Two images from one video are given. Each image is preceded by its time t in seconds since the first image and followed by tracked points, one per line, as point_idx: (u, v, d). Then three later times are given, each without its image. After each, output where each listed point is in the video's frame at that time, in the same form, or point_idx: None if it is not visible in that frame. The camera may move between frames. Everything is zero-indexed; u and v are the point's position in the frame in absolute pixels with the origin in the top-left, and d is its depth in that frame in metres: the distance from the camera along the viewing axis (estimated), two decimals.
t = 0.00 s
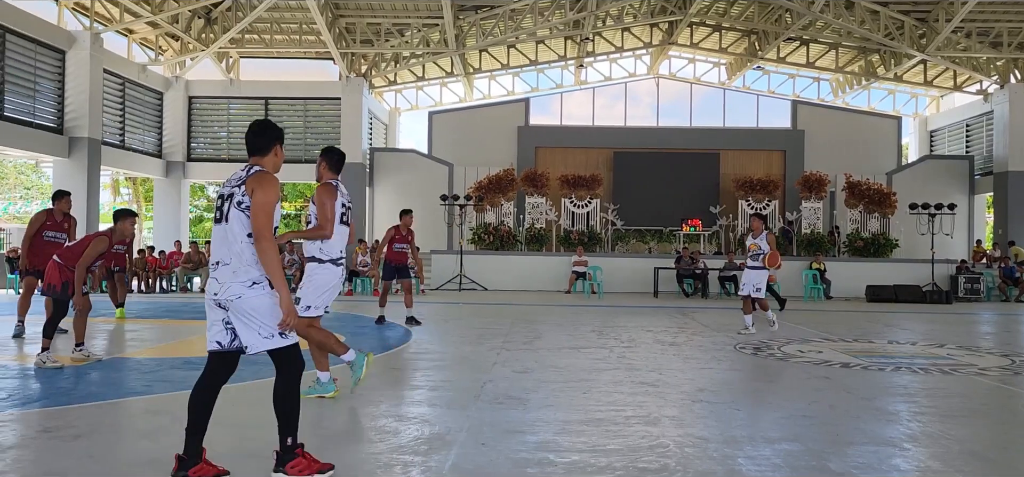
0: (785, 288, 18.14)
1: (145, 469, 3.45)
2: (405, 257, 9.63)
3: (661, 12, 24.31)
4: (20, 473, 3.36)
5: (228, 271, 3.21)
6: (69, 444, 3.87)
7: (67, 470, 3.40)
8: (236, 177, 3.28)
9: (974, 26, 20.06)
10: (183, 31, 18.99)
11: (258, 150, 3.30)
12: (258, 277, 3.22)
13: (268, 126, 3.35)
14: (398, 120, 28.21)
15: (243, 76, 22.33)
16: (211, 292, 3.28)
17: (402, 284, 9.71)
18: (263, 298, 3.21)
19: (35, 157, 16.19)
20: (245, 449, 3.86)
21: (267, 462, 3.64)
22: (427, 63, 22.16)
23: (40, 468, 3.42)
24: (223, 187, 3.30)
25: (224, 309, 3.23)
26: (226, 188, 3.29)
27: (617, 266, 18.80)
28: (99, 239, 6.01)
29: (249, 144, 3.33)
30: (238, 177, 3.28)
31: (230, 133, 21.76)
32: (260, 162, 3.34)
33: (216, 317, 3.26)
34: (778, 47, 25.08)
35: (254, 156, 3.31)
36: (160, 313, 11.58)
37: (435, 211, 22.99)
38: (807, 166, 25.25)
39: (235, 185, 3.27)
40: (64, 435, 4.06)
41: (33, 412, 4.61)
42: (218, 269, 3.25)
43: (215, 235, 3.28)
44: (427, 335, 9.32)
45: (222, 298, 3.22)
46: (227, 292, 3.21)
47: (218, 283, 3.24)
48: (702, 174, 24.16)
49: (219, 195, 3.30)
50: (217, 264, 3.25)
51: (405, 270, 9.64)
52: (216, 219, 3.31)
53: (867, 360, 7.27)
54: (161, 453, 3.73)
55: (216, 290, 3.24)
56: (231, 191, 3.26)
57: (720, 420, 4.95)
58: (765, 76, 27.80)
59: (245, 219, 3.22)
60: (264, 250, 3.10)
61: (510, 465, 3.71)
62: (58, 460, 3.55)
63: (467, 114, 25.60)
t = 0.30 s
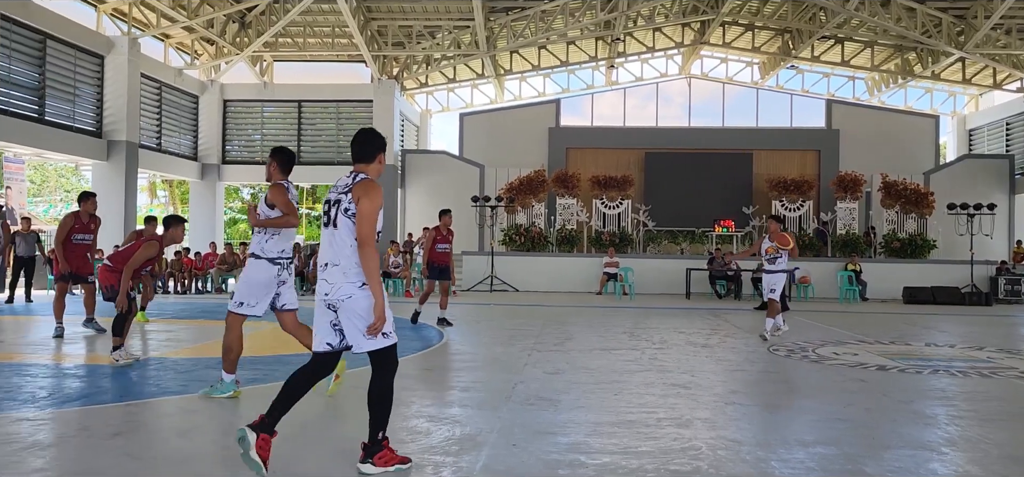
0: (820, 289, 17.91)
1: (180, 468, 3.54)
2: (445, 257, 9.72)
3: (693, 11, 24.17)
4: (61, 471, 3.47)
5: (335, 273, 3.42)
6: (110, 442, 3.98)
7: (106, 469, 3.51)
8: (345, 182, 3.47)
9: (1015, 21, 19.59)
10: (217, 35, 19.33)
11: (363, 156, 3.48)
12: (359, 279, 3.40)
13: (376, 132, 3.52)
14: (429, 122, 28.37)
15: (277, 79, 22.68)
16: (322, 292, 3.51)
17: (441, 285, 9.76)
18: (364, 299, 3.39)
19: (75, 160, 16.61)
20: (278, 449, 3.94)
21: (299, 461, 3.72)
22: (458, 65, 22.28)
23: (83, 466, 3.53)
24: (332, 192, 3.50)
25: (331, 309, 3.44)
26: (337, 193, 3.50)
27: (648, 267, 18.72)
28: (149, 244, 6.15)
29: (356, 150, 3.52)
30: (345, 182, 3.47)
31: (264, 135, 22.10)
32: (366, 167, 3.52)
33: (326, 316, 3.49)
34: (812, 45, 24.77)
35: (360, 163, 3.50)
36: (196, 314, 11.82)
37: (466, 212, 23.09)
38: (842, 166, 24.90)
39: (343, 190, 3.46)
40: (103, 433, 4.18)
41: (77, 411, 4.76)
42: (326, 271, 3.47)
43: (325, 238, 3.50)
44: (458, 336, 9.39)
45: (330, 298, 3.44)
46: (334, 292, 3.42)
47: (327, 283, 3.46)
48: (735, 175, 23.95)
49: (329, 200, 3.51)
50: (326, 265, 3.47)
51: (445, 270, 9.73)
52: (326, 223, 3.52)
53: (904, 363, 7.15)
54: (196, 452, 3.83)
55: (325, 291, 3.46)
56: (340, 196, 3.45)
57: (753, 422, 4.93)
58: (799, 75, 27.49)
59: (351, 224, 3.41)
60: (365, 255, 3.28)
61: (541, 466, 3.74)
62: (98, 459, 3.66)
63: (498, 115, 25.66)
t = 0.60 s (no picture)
0: (856, 291, 17.69)
1: (215, 466, 3.64)
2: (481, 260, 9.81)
3: (726, 10, 24.00)
4: (102, 468, 3.59)
5: (419, 269, 3.54)
6: (151, 440, 4.10)
7: (144, 466, 3.62)
8: (427, 182, 3.62)
9: None
10: (252, 39, 19.68)
11: (444, 158, 3.65)
12: (449, 275, 3.55)
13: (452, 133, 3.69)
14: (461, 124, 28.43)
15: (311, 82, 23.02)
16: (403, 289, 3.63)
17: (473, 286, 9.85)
18: (449, 294, 3.53)
19: (114, 164, 17.02)
20: (310, 449, 4.02)
21: (329, 461, 3.79)
22: (489, 67, 22.40)
23: (126, 464, 3.65)
24: (413, 192, 3.64)
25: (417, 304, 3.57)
26: (418, 193, 3.64)
27: (681, 269, 18.62)
28: (195, 255, 6.25)
29: (434, 151, 3.68)
30: (428, 183, 3.61)
31: (297, 138, 22.40)
32: (442, 167, 3.69)
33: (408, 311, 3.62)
34: (848, 44, 24.39)
35: (438, 163, 3.66)
36: (231, 315, 12.04)
37: (497, 213, 23.17)
38: (878, 166, 24.54)
39: (428, 191, 3.59)
40: (141, 432, 4.30)
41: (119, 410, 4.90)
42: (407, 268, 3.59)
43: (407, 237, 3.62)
44: (490, 337, 9.44)
45: (414, 294, 3.56)
46: (419, 288, 3.54)
47: (410, 280, 3.58)
48: (768, 175, 23.72)
49: (409, 200, 3.64)
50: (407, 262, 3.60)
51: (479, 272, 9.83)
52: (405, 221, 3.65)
53: (943, 366, 7.04)
54: (230, 451, 3.93)
55: (408, 287, 3.58)
56: (424, 195, 3.60)
57: (786, 425, 4.90)
58: (835, 74, 27.09)
59: (439, 224, 3.55)
60: (471, 248, 3.49)
61: (573, 467, 3.77)
62: (137, 457, 3.77)
63: (528, 116, 25.67)
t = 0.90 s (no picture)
0: (894, 293, 17.42)
1: (249, 466, 3.73)
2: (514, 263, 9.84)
3: (760, 9, 23.76)
4: (142, 465, 3.71)
5: (493, 283, 3.76)
6: (190, 440, 4.22)
7: (184, 464, 3.73)
8: (495, 197, 3.84)
9: None
10: (286, 43, 20.00)
11: (509, 172, 3.88)
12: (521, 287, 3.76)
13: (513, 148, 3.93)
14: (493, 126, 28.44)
15: (344, 85, 23.33)
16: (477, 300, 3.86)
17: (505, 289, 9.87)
18: (524, 305, 3.75)
19: (153, 167, 17.42)
20: (343, 449, 4.10)
21: (363, 461, 3.86)
22: (520, 69, 22.47)
23: (166, 463, 3.76)
24: (482, 207, 3.87)
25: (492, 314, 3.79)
26: (486, 208, 3.87)
27: (714, 271, 18.48)
28: (230, 255, 6.34)
29: (500, 166, 3.91)
30: (496, 197, 3.84)
31: (330, 141, 22.66)
32: (506, 180, 3.91)
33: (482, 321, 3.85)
34: (885, 43, 23.99)
35: (503, 177, 3.90)
36: (266, 316, 12.25)
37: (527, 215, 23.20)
38: (916, 166, 24.12)
39: (497, 205, 3.82)
40: (179, 430, 4.42)
41: (159, 409, 5.05)
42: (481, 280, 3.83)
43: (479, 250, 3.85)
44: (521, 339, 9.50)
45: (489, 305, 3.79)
46: (493, 299, 3.77)
47: (484, 291, 3.81)
48: (803, 176, 23.41)
49: (479, 215, 3.87)
50: (482, 274, 3.83)
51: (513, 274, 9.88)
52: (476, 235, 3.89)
53: (983, 370, 6.91)
54: (266, 450, 4.03)
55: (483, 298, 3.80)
56: (493, 209, 3.83)
57: (821, 429, 4.87)
58: (871, 73, 26.67)
59: (510, 237, 3.77)
60: (545, 258, 3.75)
61: (603, 470, 3.80)
62: (175, 456, 3.88)
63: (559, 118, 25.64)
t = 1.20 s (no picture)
0: (928, 295, 17.10)
1: (281, 465, 3.79)
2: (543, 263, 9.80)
3: (791, 8, 23.56)
4: (175, 464, 3.79)
5: (556, 278, 3.93)
6: (223, 439, 4.31)
7: (216, 463, 3.81)
8: (548, 195, 3.96)
9: None
10: (316, 46, 20.25)
11: (556, 169, 3.99)
12: (581, 281, 3.93)
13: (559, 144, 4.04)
14: (522, 128, 28.45)
15: (373, 88, 23.55)
16: (538, 297, 4.01)
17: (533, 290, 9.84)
18: (588, 298, 3.93)
19: (186, 170, 17.72)
20: (372, 449, 4.16)
21: (395, 461, 3.92)
22: (549, 70, 22.49)
23: (199, 461, 3.85)
24: (535, 205, 4.00)
25: (555, 310, 3.95)
26: (539, 205, 4.00)
27: (744, 273, 18.32)
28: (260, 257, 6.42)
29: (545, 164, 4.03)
30: (548, 195, 3.96)
31: (360, 143, 22.84)
32: (555, 177, 4.01)
33: (544, 317, 4.01)
34: (919, 41, 23.63)
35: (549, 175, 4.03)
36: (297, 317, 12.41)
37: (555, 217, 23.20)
38: (953, 166, 23.66)
39: (550, 202, 3.95)
40: (211, 430, 4.52)
41: (193, 408, 5.15)
42: (542, 277, 3.98)
43: (537, 247, 3.99)
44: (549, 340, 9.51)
45: (553, 301, 3.94)
46: (555, 295, 3.93)
47: (546, 288, 3.95)
48: (835, 176, 23.09)
49: (533, 213, 4.01)
50: (541, 271, 3.98)
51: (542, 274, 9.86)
52: (532, 233, 4.03)
53: (1022, 373, 6.77)
54: (297, 449, 4.10)
55: (546, 295, 3.95)
56: (546, 207, 3.95)
57: (853, 432, 4.81)
58: (905, 72, 26.26)
59: (566, 233, 3.92)
60: (594, 256, 3.88)
61: (632, 472, 3.80)
62: (208, 455, 3.96)
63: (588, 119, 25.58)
